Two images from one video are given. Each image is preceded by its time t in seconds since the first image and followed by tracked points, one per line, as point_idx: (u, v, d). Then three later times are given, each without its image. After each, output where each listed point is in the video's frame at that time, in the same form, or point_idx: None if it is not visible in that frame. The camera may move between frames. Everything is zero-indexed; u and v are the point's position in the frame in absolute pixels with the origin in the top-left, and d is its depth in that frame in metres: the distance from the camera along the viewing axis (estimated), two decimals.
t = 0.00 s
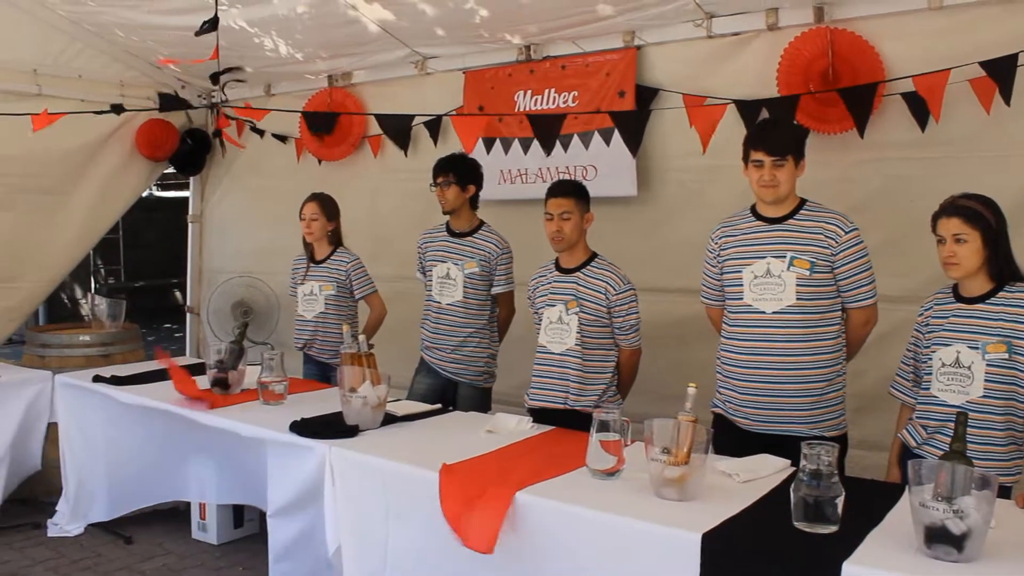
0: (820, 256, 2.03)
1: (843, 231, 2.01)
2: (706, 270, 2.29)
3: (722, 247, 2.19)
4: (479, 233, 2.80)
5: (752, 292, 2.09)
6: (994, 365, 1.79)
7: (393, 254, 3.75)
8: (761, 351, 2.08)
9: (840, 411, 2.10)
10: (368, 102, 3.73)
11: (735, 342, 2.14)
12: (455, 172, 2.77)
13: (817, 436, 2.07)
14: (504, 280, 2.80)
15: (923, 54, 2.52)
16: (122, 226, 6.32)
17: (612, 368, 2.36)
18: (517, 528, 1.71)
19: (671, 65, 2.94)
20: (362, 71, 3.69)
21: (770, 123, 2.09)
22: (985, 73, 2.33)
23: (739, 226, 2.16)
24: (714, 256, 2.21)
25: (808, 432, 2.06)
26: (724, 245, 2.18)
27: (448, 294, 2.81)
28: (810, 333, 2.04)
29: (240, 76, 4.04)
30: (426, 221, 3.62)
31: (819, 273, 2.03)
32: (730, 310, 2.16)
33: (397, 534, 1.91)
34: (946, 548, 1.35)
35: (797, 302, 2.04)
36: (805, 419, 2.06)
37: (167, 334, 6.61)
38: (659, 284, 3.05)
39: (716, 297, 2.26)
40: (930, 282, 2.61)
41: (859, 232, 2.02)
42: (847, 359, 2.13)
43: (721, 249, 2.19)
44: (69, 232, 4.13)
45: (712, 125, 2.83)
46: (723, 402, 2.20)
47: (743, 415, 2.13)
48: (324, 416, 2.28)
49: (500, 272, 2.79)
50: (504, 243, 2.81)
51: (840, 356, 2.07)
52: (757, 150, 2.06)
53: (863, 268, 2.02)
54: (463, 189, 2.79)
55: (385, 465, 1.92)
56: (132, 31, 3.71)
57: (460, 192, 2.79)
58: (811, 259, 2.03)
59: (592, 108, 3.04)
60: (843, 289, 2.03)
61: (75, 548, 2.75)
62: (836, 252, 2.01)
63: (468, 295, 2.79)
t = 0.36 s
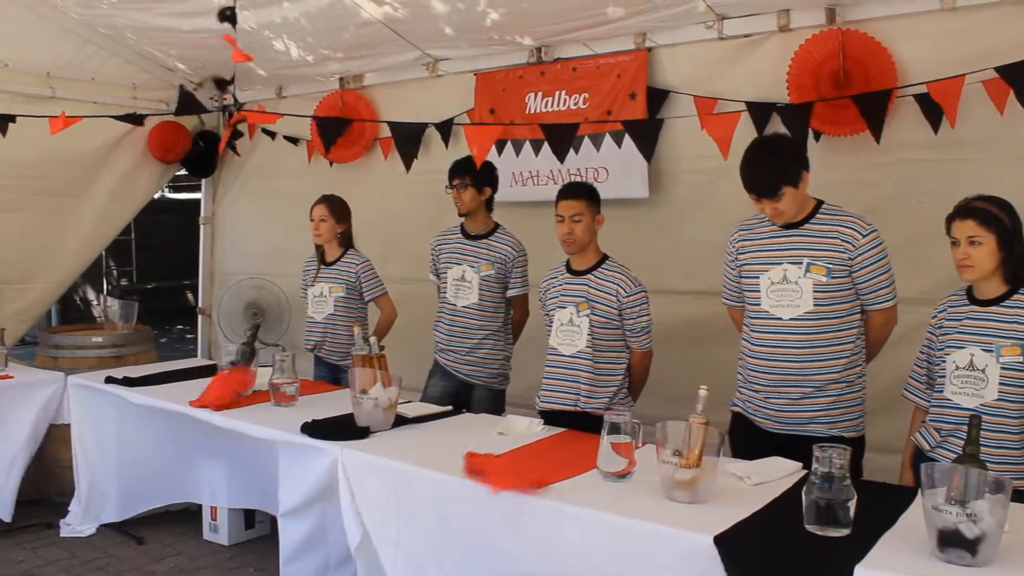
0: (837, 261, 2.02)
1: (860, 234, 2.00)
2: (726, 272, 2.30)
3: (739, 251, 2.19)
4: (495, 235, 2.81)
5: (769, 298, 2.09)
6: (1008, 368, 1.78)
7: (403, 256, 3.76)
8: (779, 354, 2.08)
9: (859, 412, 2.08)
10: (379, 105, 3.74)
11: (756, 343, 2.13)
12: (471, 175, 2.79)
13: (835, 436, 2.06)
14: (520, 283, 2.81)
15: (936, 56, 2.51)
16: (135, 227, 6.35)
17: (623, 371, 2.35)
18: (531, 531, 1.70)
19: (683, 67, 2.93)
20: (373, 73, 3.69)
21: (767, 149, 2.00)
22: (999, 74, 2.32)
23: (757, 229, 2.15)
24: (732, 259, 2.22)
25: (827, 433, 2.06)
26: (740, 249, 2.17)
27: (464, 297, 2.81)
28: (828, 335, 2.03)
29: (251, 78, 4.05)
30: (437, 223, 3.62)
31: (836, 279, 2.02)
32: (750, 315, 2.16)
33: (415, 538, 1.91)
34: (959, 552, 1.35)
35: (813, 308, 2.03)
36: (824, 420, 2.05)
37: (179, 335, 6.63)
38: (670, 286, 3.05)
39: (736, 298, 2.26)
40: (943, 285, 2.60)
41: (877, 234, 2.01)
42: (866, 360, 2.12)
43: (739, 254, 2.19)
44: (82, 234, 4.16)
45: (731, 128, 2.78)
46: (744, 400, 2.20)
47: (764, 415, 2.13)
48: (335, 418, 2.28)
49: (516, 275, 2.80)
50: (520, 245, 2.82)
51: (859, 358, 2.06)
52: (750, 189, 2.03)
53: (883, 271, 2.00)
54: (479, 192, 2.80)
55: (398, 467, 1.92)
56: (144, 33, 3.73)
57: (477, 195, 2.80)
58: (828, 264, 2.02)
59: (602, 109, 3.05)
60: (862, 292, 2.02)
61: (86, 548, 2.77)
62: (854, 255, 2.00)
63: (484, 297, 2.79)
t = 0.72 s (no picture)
0: (858, 266, 2.00)
1: (882, 238, 1.99)
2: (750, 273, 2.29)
3: (761, 254, 2.18)
4: (514, 237, 2.82)
5: (790, 302, 2.07)
6: None
7: (420, 256, 3.76)
8: (800, 357, 2.07)
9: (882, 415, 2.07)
10: (396, 106, 3.75)
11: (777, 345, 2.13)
12: (491, 176, 2.78)
13: (856, 439, 2.05)
14: (539, 284, 2.82)
15: (956, 56, 2.49)
16: (153, 228, 6.39)
17: (640, 372, 2.35)
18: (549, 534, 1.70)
19: (700, 67, 2.92)
20: (390, 74, 3.70)
21: (791, 148, 2.00)
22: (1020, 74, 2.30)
23: (778, 232, 2.15)
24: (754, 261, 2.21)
25: (848, 436, 2.05)
26: (763, 251, 2.17)
27: (483, 298, 2.80)
28: (847, 338, 2.02)
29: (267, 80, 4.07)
30: (453, 224, 3.62)
31: (857, 284, 2.01)
32: (772, 317, 2.15)
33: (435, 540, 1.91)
34: (980, 556, 1.33)
35: (834, 313, 2.02)
36: (845, 423, 2.05)
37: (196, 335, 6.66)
38: (687, 287, 3.04)
39: (759, 299, 2.26)
40: (963, 286, 2.58)
41: (901, 236, 2.00)
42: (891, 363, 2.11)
43: (761, 256, 2.19)
44: (100, 235, 4.19)
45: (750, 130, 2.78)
46: (766, 403, 2.21)
47: (787, 417, 2.13)
48: (351, 419, 2.29)
49: (535, 276, 2.82)
50: (539, 247, 2.83)
51: (882, 361, 2.05)
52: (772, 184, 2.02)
53: (907, 274, 1.99)
54: (498, 193, 2.81)
55: (415, 469, 1.92)
56: (162, 35, 3.75)
57: (496, 195, 2.80)
58: (848, 270, 2.01)
59: (620, 110, 3.04)
60: (885, 295, 2.01)
61: (105, 547, 2.78)
62: (876, 259, 1.99)
63: (502, 299, 2.78)
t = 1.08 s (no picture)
0: (871, 262, 1.99)
1: (895, 236, 1.97)
2: (749, 273, 2.26)
3: (767, 251, 2.15)
4: (530, 236, 2.82)
5: (800, 297, 2.05)
6: None
7: (435, 256, 3.77)
8: (808, 357, 2.05)
9: (888, 418, 2.07)
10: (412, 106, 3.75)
11: (781, 346, 2.10)
12: (512, 173, 2.79)
13: (865, 442, 2.05)
14: (555, 284, 2.82)
15: (975, 55, 2.48)
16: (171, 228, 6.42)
17: (656, 373, 2.34)
18: (568, 534, 1.70)
19: (717, 66, 2.91)
20: (406, 74, 3.70)
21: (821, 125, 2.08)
22: None
23: (787, 229, 2.12)
24: (759, 260, 2.18)
25: (857, 439, 2.04)
26: (770, 248, 2.14)
27: (499, 298, 2.81)
28: (860, 338, 2.01)
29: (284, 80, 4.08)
30: (469, 223, 3.63)
31: (870, 280, 1.99)
32: (776, 315, 2.12)
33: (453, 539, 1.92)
34: (1000, 559, 1.31)
35: (846, 308, 2.00)
36: (854, 425, 2.04)
37: (213, 335, 6.69)
38: (703, 287, 3.03)
39: (760, 300, 2.21)
40: (982, 287, 2.56)
41: (911, 236, 1.99)
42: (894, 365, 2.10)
43: (767, 253, 2.16)
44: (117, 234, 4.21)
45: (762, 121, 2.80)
46: (767, 404, 2.18)
47: (790, 420, 2.11)
48: (368, 418, 2.29)
49: (551, 276, 2.81)
50: (555, 247, 2.84)
51: (889, 362, 2.04)
52: (803, 150, 2.04)
53: (916, 273, 1.98)
54: (516, 191, 2.81)
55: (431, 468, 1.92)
56: (180, 36, 3.78)
57: (514, 193, 2.81)
58: (862, 265, 1.99)
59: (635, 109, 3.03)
60: (894, 294, 2.00)
61: (122, 544, 2.80)
62: (889, 257, 1.97)
63: (518, 298, 2.79)
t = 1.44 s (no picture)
0: (881, 261, 1.97)
1: (904, 235, 1.96)
2: (756, 272, 2.22)
3: (775, 251, 2.13)
4: (547, 236, 2.82)
5: (809, 296, 2.04)
6: None
7: (451, 256, 3.77)
8: (819, 357, 2.03)
9: (897, 420, 2.05)
10: (428, 105, 3.76)
11: (790, 346, 2.08)
12: (531, 172, 2.80)
13: (876, 444, 2.03)
14: (572, 284, 2.82)
15: (995, 54, 2.46)
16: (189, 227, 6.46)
17: (673, 373, 2.34)
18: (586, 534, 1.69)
19: (734, 65, 2.91)
20: (423, 73, 3.71)
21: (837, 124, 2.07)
22: None
23: (795, 228, 2.11)
24: (766, 260, 2.16)
25: (868, 440, 2.02)
26: (777, 249, 2.12)
27: (515, 297, 2.81)
28: (872, 338, 1.99)
29: (302, 79, 4.09)
30: (485, 223, 3.63)
31: (879, 278, 1.98)
32: (783, 313, 2.11)
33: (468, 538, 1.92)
34: (1021, 562, 1.30)
35: (857, 306, 1.99)
36: (864, 426, 2.02)
37: (231, 334, 6.72)
38: (719, 288, 3.02)
39: (767, 301, 2.18)
40: (1002, 288, 2.53)
41: (919, 237, 1.97)
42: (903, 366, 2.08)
43: (775, 253, 2.13)
44: (135, 232, 4.24)
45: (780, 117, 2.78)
46: (776, 408, 2.15)
47: (797, 422, 2.08)
48: (384, 416, 2.30)
49: (568, 276, 2.81)
50: (572, 247, 2.83)
51: (898, 363, 2.02)
52: (815, 146, 2.03)
53: (924, 273, 1.97)
54: (536, 189, 2.82)
55: (447, 467, 1.92)
56: (198, 36, 3.81)
57: (533, 191, 2.81)
58: (872, 263, 1.98)
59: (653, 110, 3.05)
60: (903, 294, 1.98)
61: (140, 540, 2.82)
62: (897, 256, 1.96)
63: (535, 298, 2.79)
